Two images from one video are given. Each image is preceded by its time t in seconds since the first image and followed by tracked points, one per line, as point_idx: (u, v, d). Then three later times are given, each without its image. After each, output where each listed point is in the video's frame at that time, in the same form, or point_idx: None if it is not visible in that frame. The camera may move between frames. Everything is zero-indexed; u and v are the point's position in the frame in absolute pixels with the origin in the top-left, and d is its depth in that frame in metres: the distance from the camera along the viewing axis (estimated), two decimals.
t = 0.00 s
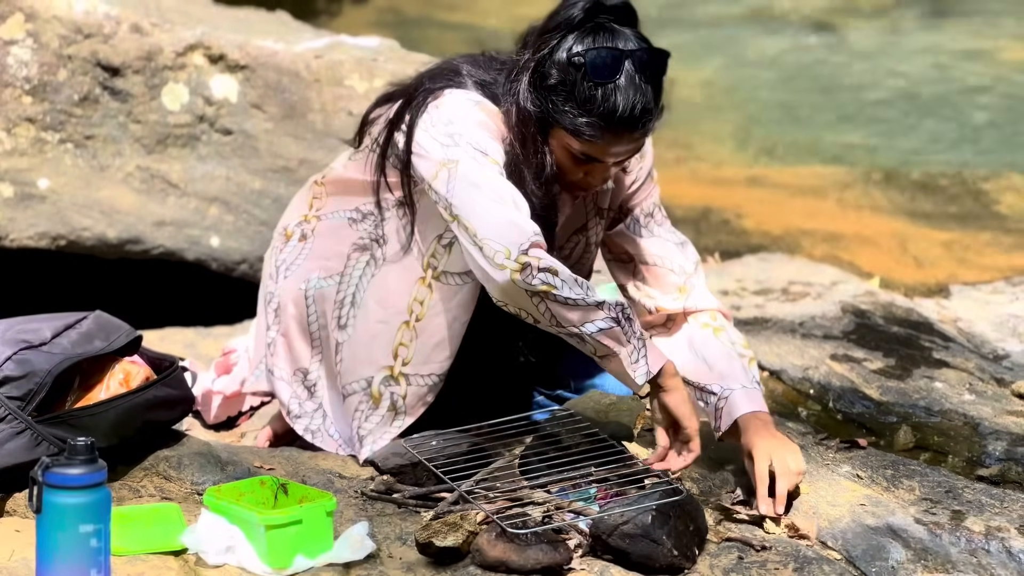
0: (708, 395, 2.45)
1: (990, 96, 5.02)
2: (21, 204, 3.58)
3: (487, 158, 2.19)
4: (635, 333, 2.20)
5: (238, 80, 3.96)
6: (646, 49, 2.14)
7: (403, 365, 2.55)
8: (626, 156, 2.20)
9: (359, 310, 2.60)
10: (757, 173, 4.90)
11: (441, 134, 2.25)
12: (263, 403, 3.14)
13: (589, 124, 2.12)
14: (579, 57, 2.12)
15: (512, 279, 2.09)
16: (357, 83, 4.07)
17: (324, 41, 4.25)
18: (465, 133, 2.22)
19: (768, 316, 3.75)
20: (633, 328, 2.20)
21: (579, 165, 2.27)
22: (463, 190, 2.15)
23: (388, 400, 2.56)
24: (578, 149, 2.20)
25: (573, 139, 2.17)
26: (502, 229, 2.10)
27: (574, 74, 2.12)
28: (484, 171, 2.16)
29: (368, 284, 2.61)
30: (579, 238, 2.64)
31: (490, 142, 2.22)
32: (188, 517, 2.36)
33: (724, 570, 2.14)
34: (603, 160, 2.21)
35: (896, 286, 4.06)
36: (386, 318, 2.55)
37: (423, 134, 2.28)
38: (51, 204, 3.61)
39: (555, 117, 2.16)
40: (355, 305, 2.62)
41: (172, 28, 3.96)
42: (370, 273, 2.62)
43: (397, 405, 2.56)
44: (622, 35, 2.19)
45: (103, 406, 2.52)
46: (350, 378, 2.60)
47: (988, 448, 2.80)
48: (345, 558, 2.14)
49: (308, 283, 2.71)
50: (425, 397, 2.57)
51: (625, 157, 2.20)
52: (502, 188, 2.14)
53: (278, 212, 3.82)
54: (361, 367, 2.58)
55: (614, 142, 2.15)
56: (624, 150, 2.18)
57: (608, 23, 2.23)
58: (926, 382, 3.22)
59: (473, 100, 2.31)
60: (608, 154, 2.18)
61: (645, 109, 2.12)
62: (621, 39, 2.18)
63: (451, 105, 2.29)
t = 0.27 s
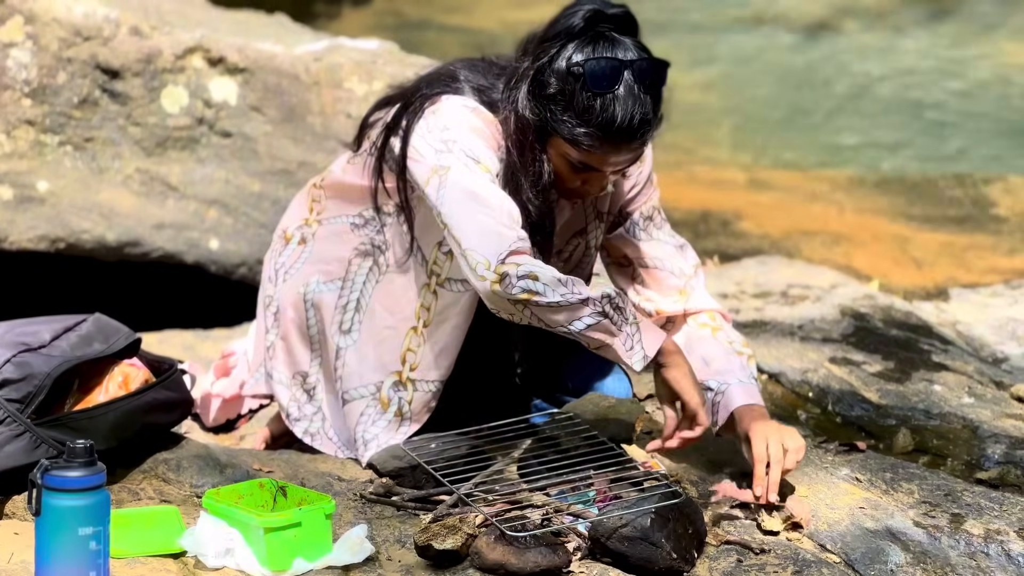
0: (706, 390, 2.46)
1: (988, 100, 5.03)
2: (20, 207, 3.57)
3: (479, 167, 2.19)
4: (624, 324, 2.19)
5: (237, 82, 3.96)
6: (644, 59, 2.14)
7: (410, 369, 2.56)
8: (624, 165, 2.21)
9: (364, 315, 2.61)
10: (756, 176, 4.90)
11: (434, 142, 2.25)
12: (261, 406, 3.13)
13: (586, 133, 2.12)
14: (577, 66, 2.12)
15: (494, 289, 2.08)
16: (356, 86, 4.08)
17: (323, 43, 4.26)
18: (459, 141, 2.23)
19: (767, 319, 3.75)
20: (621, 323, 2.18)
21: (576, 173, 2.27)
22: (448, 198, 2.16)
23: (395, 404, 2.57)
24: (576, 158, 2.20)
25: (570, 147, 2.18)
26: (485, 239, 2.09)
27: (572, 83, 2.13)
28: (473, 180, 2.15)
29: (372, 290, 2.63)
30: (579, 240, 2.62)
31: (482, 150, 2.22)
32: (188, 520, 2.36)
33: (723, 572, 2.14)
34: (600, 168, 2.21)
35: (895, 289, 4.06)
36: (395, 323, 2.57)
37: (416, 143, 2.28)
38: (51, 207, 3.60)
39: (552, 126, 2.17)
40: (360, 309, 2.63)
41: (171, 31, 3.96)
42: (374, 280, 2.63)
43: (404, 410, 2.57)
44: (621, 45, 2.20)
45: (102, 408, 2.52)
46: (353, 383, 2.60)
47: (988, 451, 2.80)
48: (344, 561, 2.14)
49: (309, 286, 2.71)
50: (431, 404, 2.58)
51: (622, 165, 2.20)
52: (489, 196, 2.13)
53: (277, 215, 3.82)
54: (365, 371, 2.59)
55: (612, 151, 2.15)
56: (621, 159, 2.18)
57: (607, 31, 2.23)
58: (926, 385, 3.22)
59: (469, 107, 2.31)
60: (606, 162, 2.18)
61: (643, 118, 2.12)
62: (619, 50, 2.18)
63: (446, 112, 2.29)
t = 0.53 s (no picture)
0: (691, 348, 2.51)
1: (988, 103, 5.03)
2: (19, 210, 3.58)
3: (425, 194, 2.25)
4: (527, 319, 2.22)
5: (237, 85, 3.96)
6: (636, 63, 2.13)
7: (409, 382, 2.59)
8: (616, 168, 2.21)
9: (357, 330, 2.62)
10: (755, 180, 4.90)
11: (399, 161, 2.31)
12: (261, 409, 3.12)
13: (577, 137, 2.12)
14: (568, 71, 2.11)
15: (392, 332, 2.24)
16: (356, 89, 4.08)
17: (322, 46, 4.25)
18: (424, 160, 2.27)
19: (766, 322, 3.75)
20: (524, 322, 2.23)
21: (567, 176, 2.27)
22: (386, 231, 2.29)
23: (392, 415, 2.60)
24: (567, 161, 2.20)
25: (561, 149, 2.18)
26: (395, 279, 2.24)
27: (563, 87, 2.12)
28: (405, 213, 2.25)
29: (367, 305, 2.62)
30: (575, 236, 2.60)
31: (441, 171, 2.27)
32: (188, 523, 2.36)
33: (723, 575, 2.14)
34: (592, 171, 2.20)
35: (895, 292, 4.06)
36: (389, 338, 2.56)
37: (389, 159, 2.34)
38: (50, 210, 3.60)
39: (543, 129, 2.16)
40: (352, 323, 2.64)
41: (171, 34, 3.95)
42: (367, 294, 2.62)
43: (400, 420, 2.61)
44: (614, 47, 2.19)
45: (101, 411, 2.52)
46: (349, 397, 2.63)
47: (987, 454, 2.80)
48: (343, 564, 2.13)
49: (303, 296, 2.67)
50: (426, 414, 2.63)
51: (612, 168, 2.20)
52: (410, 232, 2.24)
53: (276, 218, 3.82)
54: (360, 385, 2.61)
55: (603, 155, 2.15)
56: (612, 161, 2.17)
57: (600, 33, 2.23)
58: (925, 389, 3.22)
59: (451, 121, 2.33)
60: (597, 165, 2.18)
61: (634, 122, 2.12)
62: (612, 53, 2.18)
63: (421, 126, 2.33)
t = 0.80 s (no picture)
0: (665, 365, 2.51)
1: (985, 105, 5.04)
2: (18, 211, 3.56)
3: (388, 209, 2.30)
4: (448, 342, 2.24)
5: (236, 88, 3.97)
6: (622, 69, 2.14)
7: (406, 393, 2.55)
8: (598, 173, 2.19)
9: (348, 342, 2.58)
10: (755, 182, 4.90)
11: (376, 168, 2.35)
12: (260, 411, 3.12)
13: (560, 142, 2.11)
14: (551, 75, 2.11)
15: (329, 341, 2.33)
16: (355, 91, 4.08)
17: (321, 49, 4.25)
18: (396, 171, 2.31)
19: (766, 324, 3.75)
20: (446, 344, 2.25)
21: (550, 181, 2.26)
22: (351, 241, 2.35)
23: (387, 422, 2.56)
24: (550, 167, 2.19)
25: (544, 154, 2.17)
26: (339, 291, 2.31)
27: (546, 92, 2.12)
28: (364, 224, 2.31)
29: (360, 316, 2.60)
30: (568, 239, 2.59)
31: (412, 187, 2.30)
32: (187, 526, 2.35)
33: None
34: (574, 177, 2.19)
35: (894, 295, 4.06)
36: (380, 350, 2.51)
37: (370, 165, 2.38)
38: (49, 212, 3.60)
39: (526, 134, 2.16)
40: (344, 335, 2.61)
41: (170, 36, 3.96)
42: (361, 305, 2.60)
43: (395, 428, 2.56)
44: (601, 53, 2.19)
45: (100, 413, 2.52)
46: (342, 408, 2.61)
47: (986, 457, 2.81)
48: (342, 566, 2.14)
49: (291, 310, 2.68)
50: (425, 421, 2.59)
51: (594, 175, 2.18)
52: (361, 246, 2.29)
53: (276, 220, 3.82)
54: (354, 396, 2.59)
55: (586, 161, 2.14)
56: (594, 167, 2.16)
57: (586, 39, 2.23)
58: (924, 391, 3.22)
59: (434, 130, 2.36)
60: (579, 171, 2.16)
61: (618, 127, 2.11)
62: (597, 59, 2.18)
63: (406, 134, 2.36)
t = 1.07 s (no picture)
0: (656, 379, 2.51)
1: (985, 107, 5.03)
2: (18, 212, 3.56)
3: (370, 210, 2.34)
4: (401, 348, 2.28)
5: (235, 89, 3.97)
6: (614, 73, 2.14)
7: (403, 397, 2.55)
8: (588, 177, 2.18)
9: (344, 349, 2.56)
10: (754, 184, 4.90)
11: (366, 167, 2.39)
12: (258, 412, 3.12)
13: (550, 146, 2.11)
14: (542, 80, 2.12)
15: (296, 332, 2.41)
16: (355, 93, 4.08)
17: (321, 50, 4.24)
18: (382, 172, 2.33)
19: (765, 326, 3.75)
20: (399, 350, 2.29)
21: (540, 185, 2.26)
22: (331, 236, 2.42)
23: (383, 426, 2.58)
24: (541, 171, 2.19)
25: (535, 158, 2.17)
26: (309, 284, 2.38)
27: (537, 96, 2.13)
28: (344, 223, 2.36)
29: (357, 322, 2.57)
30: (567, 240, 2.59)
31: (392, 189, 2.32)
32: (186, 527, 2.35)
33: None
34: (565, 180, 2.19)
35: (894, 297, 4.06)
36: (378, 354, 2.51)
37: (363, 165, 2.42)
38: (48, 213, 3.59)
39: (517, 137, 2.16)
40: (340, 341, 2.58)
41: (170, 37, 3.96)
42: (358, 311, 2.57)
43: (392, 432, 2.58)
44: (594, 57, 2.20)
45: (100, 414, 2.52)
46: (339, 412, 2.63)
47: (986, 459, 2.81)
48: (342, 567, 2.14)
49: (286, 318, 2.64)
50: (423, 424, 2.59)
51: (585, 179, 2.18)
52: (335, 244, 2.35)
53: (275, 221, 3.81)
54: (352, 401, 2.60)
55: (577, 165, 2.14)
56: (584, 171, 2.15)
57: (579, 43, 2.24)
58: (924, 393, 3.22)
59: (425, 131, 2.38)
60: (570, 174, 2.16)
61: (608, 131, 2.11)
62: (591, 63, 2.18)
63: (398, 135, 2.39)
